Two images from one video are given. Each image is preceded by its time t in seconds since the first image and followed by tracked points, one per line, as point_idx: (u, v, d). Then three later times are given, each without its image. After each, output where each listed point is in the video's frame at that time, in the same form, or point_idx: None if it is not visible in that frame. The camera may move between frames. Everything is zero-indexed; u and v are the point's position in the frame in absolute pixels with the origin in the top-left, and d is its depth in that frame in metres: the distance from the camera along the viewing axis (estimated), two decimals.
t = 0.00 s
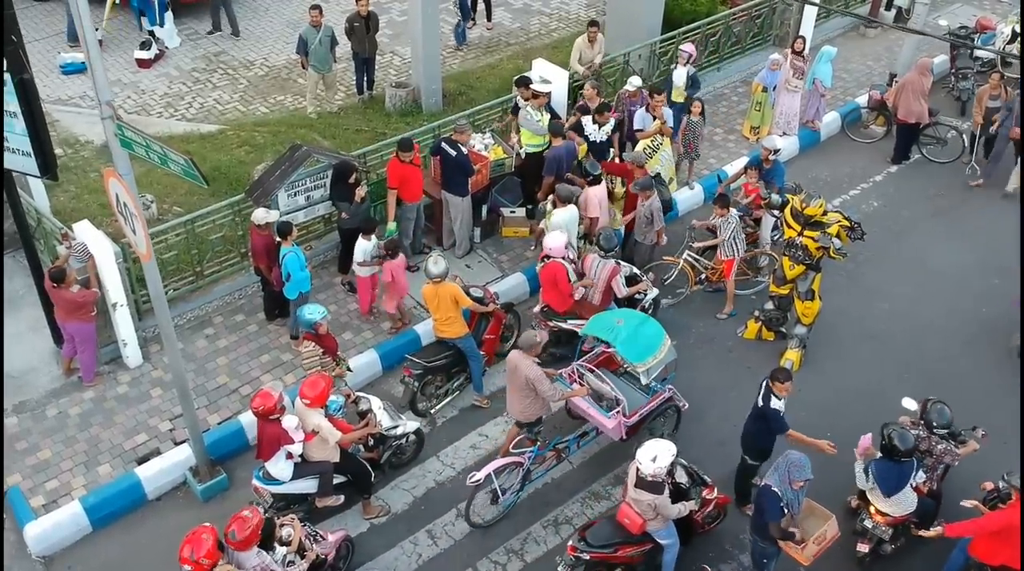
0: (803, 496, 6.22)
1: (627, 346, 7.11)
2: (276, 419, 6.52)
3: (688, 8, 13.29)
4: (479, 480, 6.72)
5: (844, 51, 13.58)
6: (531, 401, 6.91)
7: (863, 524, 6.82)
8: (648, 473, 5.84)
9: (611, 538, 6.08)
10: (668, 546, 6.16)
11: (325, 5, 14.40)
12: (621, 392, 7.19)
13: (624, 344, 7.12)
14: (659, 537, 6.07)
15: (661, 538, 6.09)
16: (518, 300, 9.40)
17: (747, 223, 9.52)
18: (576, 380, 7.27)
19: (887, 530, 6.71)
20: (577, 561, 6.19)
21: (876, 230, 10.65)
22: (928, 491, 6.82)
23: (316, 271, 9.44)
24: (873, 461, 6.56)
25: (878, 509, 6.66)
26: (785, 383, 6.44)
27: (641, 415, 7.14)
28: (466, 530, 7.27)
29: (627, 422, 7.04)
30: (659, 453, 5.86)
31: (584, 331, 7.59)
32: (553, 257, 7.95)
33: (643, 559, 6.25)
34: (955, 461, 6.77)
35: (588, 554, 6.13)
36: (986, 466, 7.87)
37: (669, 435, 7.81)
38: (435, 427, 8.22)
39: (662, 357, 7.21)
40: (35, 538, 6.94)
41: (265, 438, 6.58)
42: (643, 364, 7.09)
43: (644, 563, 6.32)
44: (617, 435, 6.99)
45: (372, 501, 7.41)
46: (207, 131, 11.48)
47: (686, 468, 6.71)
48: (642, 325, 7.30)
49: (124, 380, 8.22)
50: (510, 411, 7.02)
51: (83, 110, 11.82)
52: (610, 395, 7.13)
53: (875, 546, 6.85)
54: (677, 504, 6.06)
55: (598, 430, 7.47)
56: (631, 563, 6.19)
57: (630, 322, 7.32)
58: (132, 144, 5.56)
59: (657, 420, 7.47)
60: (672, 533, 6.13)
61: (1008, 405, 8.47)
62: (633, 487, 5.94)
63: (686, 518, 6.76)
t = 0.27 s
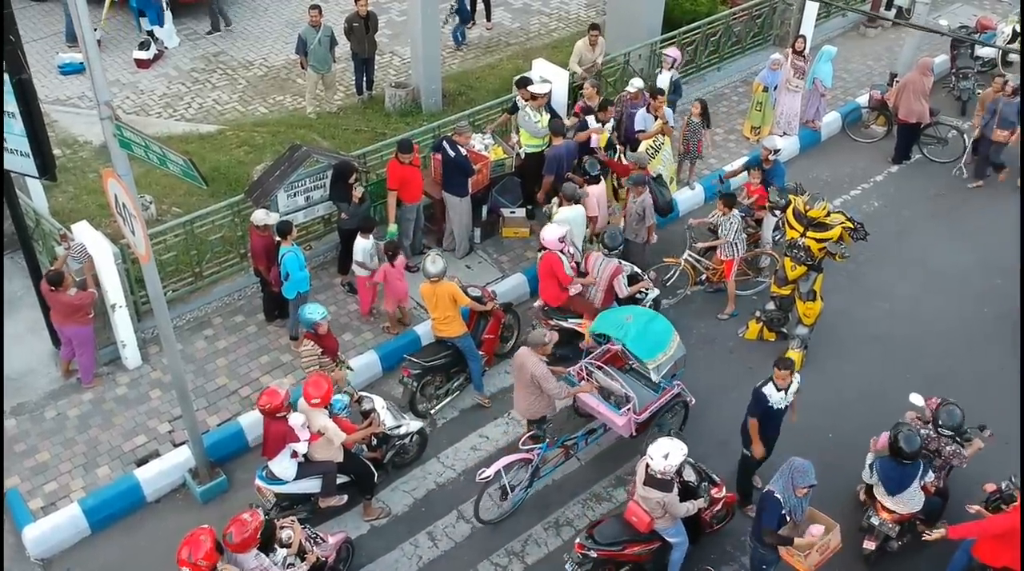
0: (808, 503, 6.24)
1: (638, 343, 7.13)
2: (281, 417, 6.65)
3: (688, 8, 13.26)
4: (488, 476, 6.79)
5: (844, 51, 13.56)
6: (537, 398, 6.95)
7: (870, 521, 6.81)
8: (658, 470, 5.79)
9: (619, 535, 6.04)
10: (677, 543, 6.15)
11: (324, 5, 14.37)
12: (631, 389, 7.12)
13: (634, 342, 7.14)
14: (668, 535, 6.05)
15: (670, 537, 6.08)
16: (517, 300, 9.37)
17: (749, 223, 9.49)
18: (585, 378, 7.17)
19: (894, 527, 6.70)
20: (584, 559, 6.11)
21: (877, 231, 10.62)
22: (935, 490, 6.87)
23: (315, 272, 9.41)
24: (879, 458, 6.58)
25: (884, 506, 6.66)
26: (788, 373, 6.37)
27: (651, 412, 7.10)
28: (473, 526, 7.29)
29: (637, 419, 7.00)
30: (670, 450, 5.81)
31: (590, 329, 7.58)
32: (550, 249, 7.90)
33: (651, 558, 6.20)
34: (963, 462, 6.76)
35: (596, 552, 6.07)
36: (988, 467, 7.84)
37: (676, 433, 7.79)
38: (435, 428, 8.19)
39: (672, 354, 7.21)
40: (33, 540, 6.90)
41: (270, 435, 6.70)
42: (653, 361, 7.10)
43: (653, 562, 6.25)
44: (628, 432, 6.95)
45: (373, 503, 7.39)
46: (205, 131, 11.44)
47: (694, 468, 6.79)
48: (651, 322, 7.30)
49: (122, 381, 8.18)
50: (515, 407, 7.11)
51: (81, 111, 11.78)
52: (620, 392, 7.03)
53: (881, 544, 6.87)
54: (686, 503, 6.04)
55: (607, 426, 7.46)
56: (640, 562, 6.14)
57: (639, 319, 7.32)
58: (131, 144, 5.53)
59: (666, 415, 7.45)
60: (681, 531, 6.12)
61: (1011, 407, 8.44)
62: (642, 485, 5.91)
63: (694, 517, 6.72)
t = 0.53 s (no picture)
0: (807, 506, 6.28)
1: (644, 338, 7.11)
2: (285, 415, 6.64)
3: (684, 8, 13.29)
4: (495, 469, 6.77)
5: (840, 51, 13.58)
6: (540, 390, 7.03)
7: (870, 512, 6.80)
8: (660, 464, 5.85)
9: (621, 531, 6.04)
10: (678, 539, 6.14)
11: (321, 6, 14.37)
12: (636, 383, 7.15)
13: (639, 336, 7.12)
14: (669, 530, 6.04)
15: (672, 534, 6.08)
16: (515, 300, 9.37)
17: (746, 223, 9.45)
18: (590, 373, 7.23)
19: (895, 517, 6.68)
20: (587, 554, 6.14)
21: (874, 230, 10.64)
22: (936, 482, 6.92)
23: (313, 271, 9.41)
24: (879, 448, 6.66)
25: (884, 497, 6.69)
26: (781, 361, 6.46)
27: (657, 405, 7.16)
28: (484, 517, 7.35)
29: (643, 413, 7.06)
30: (674, 444, 5.89)
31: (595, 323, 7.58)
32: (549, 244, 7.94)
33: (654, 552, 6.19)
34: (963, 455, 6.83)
35: (599, 546, 6.09)
36: (986, 466, 7.86)
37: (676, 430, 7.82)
38: (434, 427, 8.19)
39: (677, 348, 7.19)
40: (32, 540, 6.91)
41: (271, 432, 6.68)
42: (659, 356, 7.07)
43: (655, 558, 6.28)
44: (634, 426, 7.01)
45: (372, 502, 7.40)
46: (203, 131, 11.44)
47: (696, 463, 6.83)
48: (656, 316, 7.27)
49: (120, 381, 8.18)
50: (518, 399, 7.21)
51: (79, 112, 11.78)
52: (626, 386, 7.10)
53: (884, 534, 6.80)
54: (688, 498, 6.01)
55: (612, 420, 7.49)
56: (642, 556, 6.14)
57: (643, 313, 7.29)
58: (130, 144, 5.54)
59: (670, 409, 7.53)
60: (684, 527, 6.11)
61: (1007, 405, 8.46)
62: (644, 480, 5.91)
63: (698, 512, 6.69)
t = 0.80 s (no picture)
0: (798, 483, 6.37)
1: (649, 320, 7.36)
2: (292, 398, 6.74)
3: (683, 3, 13.39)
4: (505, 448, 6.97)
5: (838, 47, 13.69)
6: (548, 372, 7.35)
7: (871, 488, 6.97)
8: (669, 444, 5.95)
9: (628, 508, 6.16)
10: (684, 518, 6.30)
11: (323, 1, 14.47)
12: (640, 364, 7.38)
13: (644, 318, 7.38)
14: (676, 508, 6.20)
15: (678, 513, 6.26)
16: (516, 290, 9.48)
17: (743, 213, 9.50)
18: (595, 355, 7.46)
19: (895, 493, 6.87)
20: (594, 531, 6.22)
21: (871, 222, 10.75)
22: (935, 457, 7.06)
23: (316, 262, 9.52)
24: (880, 424, 6.84)
25: (886, 472, 6.85)
26: (770, 337, 6.69)
27: (661, 387, 7.34)
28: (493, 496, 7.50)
29: (648, 393, 7.24)
30: (682, 424, 5.97)
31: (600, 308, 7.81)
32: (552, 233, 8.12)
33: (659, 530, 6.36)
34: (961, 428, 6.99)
35: (608, 523, 6.15)
36: (980, 453, 7.99)
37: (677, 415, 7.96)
38: (436, 414, 8.31)
39: (681, 331, 7.44)
40: (41, 523, 7.03)
41: (278, 415, 6.80)
42: (663, 338, 7.32)
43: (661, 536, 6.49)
44: (638, 408, 7.20)
45: (375, 486, 7.51)
46: (206, 125, 11.55)
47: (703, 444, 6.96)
48: (660, 301, 7.55)
49: (127, 369, 8.28)
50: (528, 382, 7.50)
51: (83, 106, 11.88)
52: (630, 368, 7.35)
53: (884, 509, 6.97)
54: (695, 477, 6.17)
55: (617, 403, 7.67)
56: (648, 534, 6.28)
57: (648, 298, 7.57)
58: (139, 130, 5.62)
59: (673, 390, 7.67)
60: (689, 507, 6.28)
61: (1001, 394, 8.57)
62: (651, 460, 6.07)
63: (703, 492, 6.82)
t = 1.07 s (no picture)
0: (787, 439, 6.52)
1: (650, 296, 7.67)
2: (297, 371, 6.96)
3: None
4: (511, 420, 7.31)
5: (834, 39, 13.91)
6: (557, 350, 7.61)
7: (871, 452, 7.36)
8: (678, 407, 6.22)
9: (643, 470, 6.54)
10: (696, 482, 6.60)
11: None
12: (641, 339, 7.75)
13: (646, 294, 7.67)
14: (688, 472, 6.51)
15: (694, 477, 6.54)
16: (518, 274, 9.71)
17: (738, 198, 9.79)
18: (599, 330, 7.83)
19: (893, 456, 7.25)
20: (611, 490, 6.61)
21: (865, 209, 10.97)
22: (932, 420, 7.44)
23: (322, 246, 9.74)
24: (882, 388, 7.18)
25: (884, 436, 7.22)
26: (751, 311, 6.96)
27: (661, 361, 7.71)
28: (497, 468, 7.76)
29: (648, 368, 7.62)
30: (692, 389, 6.21)
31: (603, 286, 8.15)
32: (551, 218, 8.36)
33: (673, 492, 6.73)
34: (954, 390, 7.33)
35: (622, 485, 6.56)
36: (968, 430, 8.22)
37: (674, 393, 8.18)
38: (440, 392, 8.54)
39: (681, 307, 7.76)
40: (57, 494, 7.26)
41: (285, 389, 7.02)
42: (664, 313, 7.65)
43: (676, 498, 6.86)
44: (639, 380, 7.56)
45: (381, 460, 7.74)
46: (214, 114, 11.77)
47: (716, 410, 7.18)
48: (663, 277, 7.83)
49: (139, 348, 8.51)
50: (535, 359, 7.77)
51: (93, 95, 12.11)
52: (632, 342, 7.69)
53: (883, 472, 7.37)
54: (707, 440, 6.49)
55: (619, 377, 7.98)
56: (662, 495, 6.68)
57: (650, 275, 7.85)
58: (156, 110, 5.82)
59: (673, 366, 7.98)
60: (702, 471, 6.57)
61: (990, 374, 8.80)
62: (664, 421, 6.37)
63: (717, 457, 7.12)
